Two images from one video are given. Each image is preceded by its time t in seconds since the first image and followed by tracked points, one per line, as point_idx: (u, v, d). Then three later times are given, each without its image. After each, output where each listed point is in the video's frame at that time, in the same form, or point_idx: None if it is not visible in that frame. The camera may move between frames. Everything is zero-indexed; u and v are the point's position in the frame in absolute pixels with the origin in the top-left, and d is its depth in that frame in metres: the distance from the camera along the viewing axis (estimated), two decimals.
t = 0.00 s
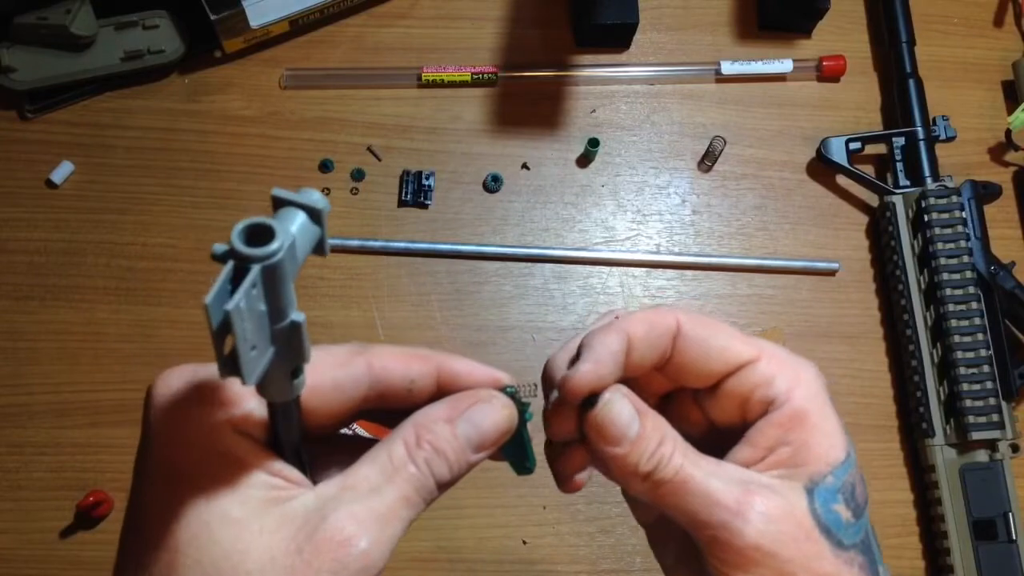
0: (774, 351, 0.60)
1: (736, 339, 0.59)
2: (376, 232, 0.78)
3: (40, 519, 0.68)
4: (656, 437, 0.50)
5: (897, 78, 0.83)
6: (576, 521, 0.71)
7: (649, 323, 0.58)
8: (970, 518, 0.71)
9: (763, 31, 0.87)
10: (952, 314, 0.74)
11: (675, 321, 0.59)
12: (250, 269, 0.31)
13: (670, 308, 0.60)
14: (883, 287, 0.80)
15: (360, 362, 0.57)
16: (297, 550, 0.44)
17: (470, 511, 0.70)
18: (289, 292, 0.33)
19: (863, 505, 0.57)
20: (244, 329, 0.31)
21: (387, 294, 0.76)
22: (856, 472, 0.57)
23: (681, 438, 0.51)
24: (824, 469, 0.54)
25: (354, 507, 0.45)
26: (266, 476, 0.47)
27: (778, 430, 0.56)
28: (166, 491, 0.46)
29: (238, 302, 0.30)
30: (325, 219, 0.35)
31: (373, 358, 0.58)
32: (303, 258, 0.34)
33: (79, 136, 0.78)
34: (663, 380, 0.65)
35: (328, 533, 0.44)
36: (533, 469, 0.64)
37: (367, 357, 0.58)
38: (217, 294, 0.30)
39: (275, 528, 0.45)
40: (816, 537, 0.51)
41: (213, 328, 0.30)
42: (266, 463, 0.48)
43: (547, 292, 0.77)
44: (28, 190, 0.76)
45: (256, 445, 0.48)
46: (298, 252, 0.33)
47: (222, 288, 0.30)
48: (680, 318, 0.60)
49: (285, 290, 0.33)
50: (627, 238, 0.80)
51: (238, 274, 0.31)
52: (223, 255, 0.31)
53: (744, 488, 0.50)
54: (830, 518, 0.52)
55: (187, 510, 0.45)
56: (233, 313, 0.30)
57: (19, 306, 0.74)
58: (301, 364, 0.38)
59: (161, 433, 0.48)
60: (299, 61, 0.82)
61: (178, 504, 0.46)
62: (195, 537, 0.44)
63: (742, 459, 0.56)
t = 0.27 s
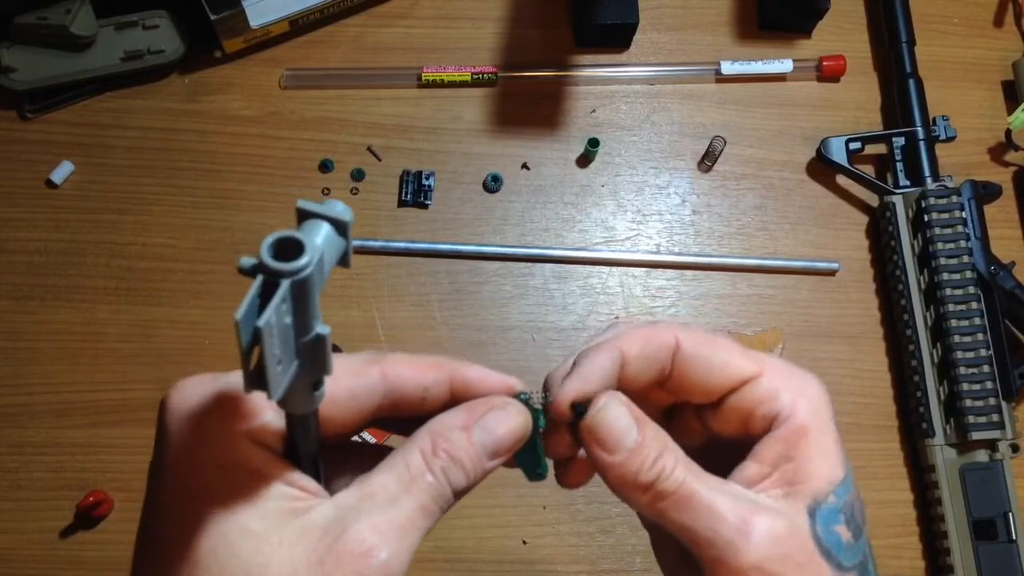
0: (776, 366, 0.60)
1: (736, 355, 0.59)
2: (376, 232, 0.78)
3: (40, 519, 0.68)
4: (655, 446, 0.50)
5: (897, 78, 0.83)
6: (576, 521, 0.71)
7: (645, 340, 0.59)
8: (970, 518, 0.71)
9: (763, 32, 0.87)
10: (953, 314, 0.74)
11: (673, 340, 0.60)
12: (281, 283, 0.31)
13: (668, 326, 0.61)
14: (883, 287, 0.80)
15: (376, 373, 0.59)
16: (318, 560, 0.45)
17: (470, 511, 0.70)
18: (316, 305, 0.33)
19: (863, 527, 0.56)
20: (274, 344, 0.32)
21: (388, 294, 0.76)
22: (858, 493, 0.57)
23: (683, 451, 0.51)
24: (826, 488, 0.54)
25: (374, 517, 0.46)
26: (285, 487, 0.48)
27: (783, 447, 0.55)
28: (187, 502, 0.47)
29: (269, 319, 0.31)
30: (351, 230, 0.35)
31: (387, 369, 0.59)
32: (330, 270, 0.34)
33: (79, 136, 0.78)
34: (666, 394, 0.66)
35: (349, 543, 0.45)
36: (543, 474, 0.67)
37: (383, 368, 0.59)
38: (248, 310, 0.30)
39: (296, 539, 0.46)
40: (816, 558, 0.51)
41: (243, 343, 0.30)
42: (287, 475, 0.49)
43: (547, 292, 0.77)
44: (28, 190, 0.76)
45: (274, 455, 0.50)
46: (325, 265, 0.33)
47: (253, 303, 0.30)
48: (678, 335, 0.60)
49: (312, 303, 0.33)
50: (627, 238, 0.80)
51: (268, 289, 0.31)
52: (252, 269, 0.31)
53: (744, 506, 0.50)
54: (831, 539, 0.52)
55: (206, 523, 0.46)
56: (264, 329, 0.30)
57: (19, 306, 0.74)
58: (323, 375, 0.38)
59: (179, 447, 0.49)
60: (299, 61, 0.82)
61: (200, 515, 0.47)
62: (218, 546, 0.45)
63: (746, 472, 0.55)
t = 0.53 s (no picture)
0: (788, 387, 0.60)
1: (750, 380, 0.59)
2: (376, 232, 0.78)
3: (40, 519, 0.68)
4: (635, 436, 0.51)
5: (897, 78, 0.83)
6: (576, 521, 0.71)
7: (651, 363, 0.60)
8: (970, 518, 0.70)
9: (763, 32, 0.87)
10: (953, 314, 0.74)
11: (683, 370, 0.60)
12: (287, 306, 0.31)
13: (680, 354, 0.60)
14: (883, 287, 0.80)
15: (375, 376, 0.59)
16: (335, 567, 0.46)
17: (470, 511, 0.70)
18: (321, 323, 0.34)
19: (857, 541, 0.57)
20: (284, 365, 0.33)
21: (387, 295, 0.76)
22: (856, 510, 0.58)
23: (671, 440, 0.52)
24: (821, 500, 0.55)
25: (386, 521, 0.47)
26: (294, 498, 0.49)
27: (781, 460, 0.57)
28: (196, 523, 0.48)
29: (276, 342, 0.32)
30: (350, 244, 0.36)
31: (385, 371, 0.60)
32: (333, 286, 0.35)
33: (78, 136, 0.78)
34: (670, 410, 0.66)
35: (364, 549, 0.46)
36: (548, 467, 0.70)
37: (381, 370, 0.60)
38: (256, 335, 0.31)
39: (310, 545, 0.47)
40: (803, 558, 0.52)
41: (253, 365, 0.32)
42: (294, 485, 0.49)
43: (547, 292, 0.77)
44: (28, 190, 0.76)
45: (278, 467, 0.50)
46: (329, 281, 0.34)
47: (261, 327, 0.31)
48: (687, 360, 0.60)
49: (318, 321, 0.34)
50: (627, 238, 0.80)
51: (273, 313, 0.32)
52: (257, 292, 0.32)
53: (726, 500, 0.51)
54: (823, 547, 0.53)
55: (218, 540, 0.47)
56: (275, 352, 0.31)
57: (19, 306, 0.74)
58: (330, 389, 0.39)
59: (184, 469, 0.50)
60: (299, 61, 0.82)
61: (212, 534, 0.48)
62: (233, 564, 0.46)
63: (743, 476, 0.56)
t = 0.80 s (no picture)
0: (792, 402, 0.60)
1: (750, 390, 0.59)
2: (376, 232, 0.78)
3: (40, 519, 0.68)
4: (618, 445, 0.52)
5: (897, 78, 0.83)
6: (576, 521, 0.71)
7: (649, 374, 0.60)
8: (970, 518, 0.70)
9: (763, 32, 0.87)
10: (953, 314, 0.74)
11: (681, 382, 0.60)
12: (284, 313, 0.32)
13: (680, 366, 0.60)
14: (884, 287, 0.80)
15: (371, 380, 0.59)
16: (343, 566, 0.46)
17: (471, 511, 0.70)
18: (315, 328, 0.35)
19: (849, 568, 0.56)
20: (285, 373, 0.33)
21: (387, 294, 0.76)
22: (855, 534, 0.57)
23: (661, 454, 0.52)
24: (812, 525, 0.55)
25: (390, 518, 0.47)
26: (296, 500, 0.49)
27: (781, 477, 0.57)
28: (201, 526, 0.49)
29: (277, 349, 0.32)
30: (337, 249, 0.37)
31: (382, 374, 0.60)
32: (323, 289, 0.36)
33: (78, 136, 0.78)
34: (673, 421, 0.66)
35: (370, 546, 0.46)
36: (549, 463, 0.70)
37: (377, 373, 0.60)
38: (256, 344, 0.31)
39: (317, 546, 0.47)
40: None
41: (253, 373, 0.32)
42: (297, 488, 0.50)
43: (547, 292, 0.77)
44: (28, 190, 0.76)
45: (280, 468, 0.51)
46: (319, 285, 0.35)
47: (259, 335, 0.32)
48: (684, 370, 0.60)
49: (314, 326, 0.34)
50: (627, 238, 0.80)
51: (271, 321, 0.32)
52: (251, 301, 0.33)
53: (704, 517, 0.51)
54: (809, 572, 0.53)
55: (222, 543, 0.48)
56: (276, 361, 0.31)
57: (18, 306, 0.74)
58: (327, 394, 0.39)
59: (188, 476, 0.51)
60: (299, 61, 0.82)
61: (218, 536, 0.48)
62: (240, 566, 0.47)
63: (739, 491, 0.57)
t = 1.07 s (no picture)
0: (795, 392, 0.60)
1: (753, 386, 0.59)
2: (376, 232, 0.78)
3: (40, 519, 0.68)
4: (634, 433, 0.52)
5: (897, 78, 0.83)
6: (576, 521, 0.71)
7: (653, 371, 0.61)
8: (970, 518, 0.70)
9: (763, 32, 0.87)
10: (953, 314, 0.74)
11: (685, 380, 0.60)
12: (314, 333, 0.32)
13: (683, 365, 0.61)
14: (884, 287, 0.80)
15: (382, 381, 0.59)
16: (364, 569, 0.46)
17: (470, 511, 0.70)
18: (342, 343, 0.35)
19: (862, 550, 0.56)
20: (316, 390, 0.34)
21: (387, 294, 0.76)
22: (865, 517, 0.57)
23: (679, 441, 0.52)
24: (828, 508, 0.55)
25: (407, 520, 0.48)
26: (314, 508, 0.49)
27: (790, 466, 0.57)
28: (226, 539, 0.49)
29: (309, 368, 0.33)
30: (362, 259, 0.37)
31: (392, 375, 0.60)
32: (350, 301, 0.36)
33: (78, 136, 0.78)
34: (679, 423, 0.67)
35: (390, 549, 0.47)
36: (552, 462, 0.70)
37: (388, 375, 0.60)
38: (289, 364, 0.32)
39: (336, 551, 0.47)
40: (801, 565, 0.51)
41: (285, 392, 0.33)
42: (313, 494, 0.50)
43: (547, 292, 0.77)
44: (28, 190, 0.76)
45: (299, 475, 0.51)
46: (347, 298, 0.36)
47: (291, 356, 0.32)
48: (688, 368, 0.60)
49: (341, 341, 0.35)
50: (627, 238, 0.80)
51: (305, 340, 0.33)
52: (281, 318, 0.33)
53: (726, 501, 0.51)
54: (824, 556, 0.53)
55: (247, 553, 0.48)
56: (309, 383, 0.32)
57: (18, 306, 0.74)
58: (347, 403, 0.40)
59: (213, 491, 0.51)
60: (299, 61, 0.82)
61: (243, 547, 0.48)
62: None
63: (750, 479, 0.56)
